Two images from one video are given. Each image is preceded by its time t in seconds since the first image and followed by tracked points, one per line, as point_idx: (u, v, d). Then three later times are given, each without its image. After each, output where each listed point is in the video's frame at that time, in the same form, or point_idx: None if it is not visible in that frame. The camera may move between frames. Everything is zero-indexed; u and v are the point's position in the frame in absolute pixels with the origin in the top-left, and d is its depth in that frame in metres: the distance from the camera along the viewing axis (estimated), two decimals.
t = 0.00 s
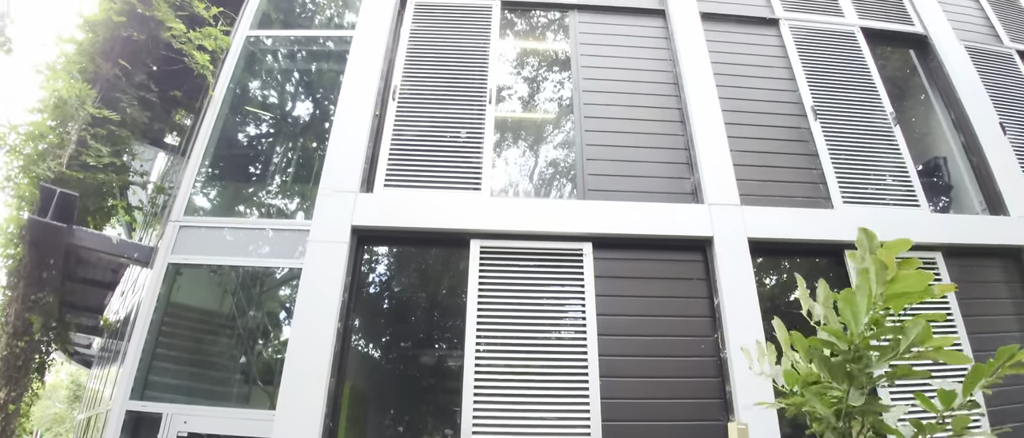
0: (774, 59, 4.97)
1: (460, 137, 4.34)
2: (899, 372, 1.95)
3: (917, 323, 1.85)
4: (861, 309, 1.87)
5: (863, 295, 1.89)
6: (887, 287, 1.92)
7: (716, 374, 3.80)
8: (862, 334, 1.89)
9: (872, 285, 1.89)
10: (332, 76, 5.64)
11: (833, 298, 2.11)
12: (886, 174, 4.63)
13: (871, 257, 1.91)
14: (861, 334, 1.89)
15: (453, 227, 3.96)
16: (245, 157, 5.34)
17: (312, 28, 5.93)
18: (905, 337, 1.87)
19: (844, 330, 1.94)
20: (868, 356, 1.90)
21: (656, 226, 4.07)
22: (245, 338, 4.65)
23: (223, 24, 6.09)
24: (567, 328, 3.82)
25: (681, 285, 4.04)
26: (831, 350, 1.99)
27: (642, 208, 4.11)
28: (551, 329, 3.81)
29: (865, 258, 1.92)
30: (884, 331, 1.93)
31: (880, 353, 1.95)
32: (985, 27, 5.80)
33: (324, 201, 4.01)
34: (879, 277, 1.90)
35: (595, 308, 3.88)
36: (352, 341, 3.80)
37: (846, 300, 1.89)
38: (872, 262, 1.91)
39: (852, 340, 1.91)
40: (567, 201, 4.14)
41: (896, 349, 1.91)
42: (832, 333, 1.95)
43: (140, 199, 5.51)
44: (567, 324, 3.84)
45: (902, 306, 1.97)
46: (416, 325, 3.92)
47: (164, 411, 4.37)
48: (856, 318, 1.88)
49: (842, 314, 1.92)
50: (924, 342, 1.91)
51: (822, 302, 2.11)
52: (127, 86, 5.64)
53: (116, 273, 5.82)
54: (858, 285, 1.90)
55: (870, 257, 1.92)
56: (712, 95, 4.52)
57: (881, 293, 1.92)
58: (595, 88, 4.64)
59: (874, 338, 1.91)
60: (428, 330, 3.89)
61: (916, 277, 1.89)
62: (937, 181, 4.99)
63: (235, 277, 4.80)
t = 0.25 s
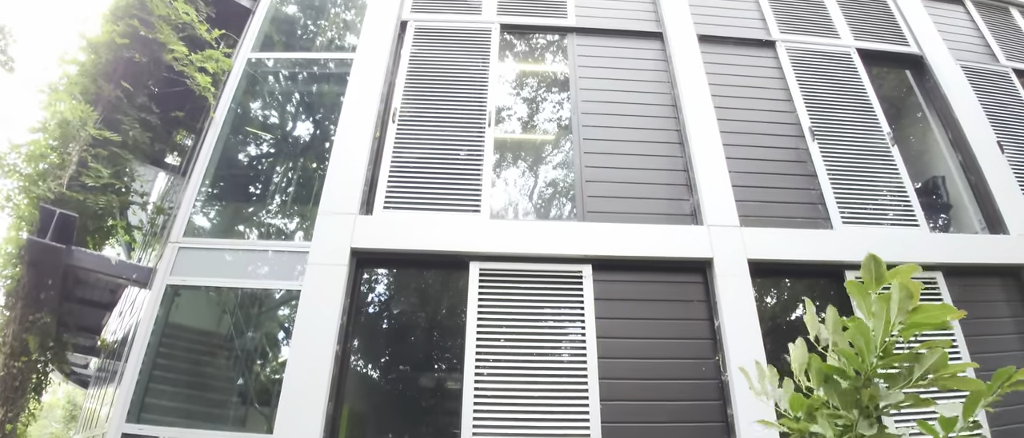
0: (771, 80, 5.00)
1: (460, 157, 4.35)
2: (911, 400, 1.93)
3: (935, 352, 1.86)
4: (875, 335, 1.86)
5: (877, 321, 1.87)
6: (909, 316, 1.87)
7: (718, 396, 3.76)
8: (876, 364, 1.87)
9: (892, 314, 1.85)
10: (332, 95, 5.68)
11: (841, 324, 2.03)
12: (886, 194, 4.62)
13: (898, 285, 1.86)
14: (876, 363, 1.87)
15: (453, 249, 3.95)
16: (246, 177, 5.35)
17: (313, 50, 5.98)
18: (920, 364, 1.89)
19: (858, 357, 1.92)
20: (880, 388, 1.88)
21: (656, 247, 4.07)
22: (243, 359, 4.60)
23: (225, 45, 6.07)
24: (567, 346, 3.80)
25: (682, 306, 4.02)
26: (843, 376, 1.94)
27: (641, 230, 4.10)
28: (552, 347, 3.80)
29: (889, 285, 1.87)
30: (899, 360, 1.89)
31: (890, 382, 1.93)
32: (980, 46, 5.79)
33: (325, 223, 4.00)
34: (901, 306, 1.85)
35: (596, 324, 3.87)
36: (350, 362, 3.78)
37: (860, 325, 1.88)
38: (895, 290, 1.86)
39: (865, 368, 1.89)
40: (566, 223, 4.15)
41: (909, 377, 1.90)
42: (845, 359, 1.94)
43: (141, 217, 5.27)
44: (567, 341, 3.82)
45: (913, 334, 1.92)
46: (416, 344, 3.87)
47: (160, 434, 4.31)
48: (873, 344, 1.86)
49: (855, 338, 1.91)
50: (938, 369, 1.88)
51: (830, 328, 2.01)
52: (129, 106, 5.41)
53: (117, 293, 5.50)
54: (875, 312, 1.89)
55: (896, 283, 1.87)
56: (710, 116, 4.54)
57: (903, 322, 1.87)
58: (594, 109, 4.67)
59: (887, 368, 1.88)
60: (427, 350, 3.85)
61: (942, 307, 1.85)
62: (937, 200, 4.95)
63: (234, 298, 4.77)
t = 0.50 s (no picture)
0: (768, 101, 5.04)
1: (459, 178, 4.36)
2: (912, 428, 1.89)
3: (937, 377, 1.81)
4: (873, 361, 1.85)
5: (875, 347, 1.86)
6: (905, 341, 1.87)
7: (720, 419, 3.70)
8: (875, 389, 1.85)
9: (888, 339, 1.84)
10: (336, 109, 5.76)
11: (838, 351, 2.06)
12: (886, 214, 4.62)
13: (891, 310, 1.86)
14: (875, 388, 1.85)
15: (453, 271, 3.93)
16: (246, 197, 5.37)
17: (315, 71, 6.05)
18: (921, 391, 1.83)
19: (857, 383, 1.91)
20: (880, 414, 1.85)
21: (656, 268, 4.05)
22: (241, 380, 4.56)
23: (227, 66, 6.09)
24: (567, 367, 3.77)
25: (682, 329, 3.98)
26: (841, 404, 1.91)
27: (641, 252, 4.09)
28: (552, 367, 3.76)
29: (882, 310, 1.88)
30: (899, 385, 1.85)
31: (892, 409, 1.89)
32: (977, 65, 5.83)
33: (324, 245, 3.98)
34: (896, 332, 1.85)
35: (596, 346, 3.84)
36: (348, 383, 3.72)
37: (858, 351, 1.88)
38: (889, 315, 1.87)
39: (863, 394, 1.87)
40: (565, 245, 4.14)
41: (909, 403, 1.86)
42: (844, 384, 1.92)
43: (141, 236, 5.21)
44: (567, 362, 3.78)
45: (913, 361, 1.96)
46: (415, 364, 3.84)
47: None
48: (870, 370, 1.85)
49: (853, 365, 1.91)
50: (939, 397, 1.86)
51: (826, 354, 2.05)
52: (131, 126, 5.34)
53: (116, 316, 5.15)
54: (871, 337, 1.88)
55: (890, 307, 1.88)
56: (710, 137, 4.55)
57: (898, 348, 1.86)
58: (593, 130, 4.69)
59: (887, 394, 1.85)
60: (426, 371, 3.80)
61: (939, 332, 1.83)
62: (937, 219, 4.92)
63: (233, 319, 4.73)
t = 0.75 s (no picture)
0: (767, 121, 5.07)
1: (459, 198, 4.37)
2: None
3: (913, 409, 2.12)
4: (853, 394, 2.17)
5: (850, 379, 2.21)
6: (879, 375, 2.20)
7: None
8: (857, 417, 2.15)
9: (862, 372, 2.19)
10: (336, 127, 5.83)
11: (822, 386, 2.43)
12: (886, 234, 4.61)
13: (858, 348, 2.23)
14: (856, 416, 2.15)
15: (452, 292, 3.91)
16: (246, 216, 5.37)
17: (316, 92, 6.12)
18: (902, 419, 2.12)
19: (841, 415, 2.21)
20: None
21: (656, 290, 4.04)
22: (239, 401, 4.51)
23: (229, 87, 6.13)
24: (568, 387, 3.72)
25: (682, 350, 3.94)
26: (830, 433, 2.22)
27: (641, 274, 4.08)
28: (552, 387, 3.72)
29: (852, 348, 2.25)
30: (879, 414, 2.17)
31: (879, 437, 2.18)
32: (975, 84, 5.86)
33: (324, 266, 3.96)
34: (867, 367, 2.20)
35: (596, 365, 3.80)
36: (347, 404, 3.67)
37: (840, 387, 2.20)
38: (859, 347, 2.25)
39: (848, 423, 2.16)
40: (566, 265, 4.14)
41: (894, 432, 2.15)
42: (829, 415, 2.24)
43: (140, 255, 5.12)
44: (567, 382, 3.74)
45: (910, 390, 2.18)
46: (416, 383, 3.78)
47: None
48: (851, 403, 2.17)
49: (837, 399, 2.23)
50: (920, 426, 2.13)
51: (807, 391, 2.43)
52: (133, 147, 5.31)
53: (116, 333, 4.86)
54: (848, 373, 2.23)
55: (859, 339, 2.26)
56: (709, 158, 4.57)
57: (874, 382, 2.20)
58: (593, 150, 4.71)
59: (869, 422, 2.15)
60: (426, 391, 3.75)
61: (907, 366, 2.13)
62: (937, 238, 4.88)
63: (232, 340, 4.70)
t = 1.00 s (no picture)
0: (765, 140, 5.09)
1: (459, 216, 4.38)
2: None
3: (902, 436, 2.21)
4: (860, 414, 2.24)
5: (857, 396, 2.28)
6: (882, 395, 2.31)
7: None
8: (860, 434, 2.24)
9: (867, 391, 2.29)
10: (336, 145, 5.88)
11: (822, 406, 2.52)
12: (887, 253, 4.60)
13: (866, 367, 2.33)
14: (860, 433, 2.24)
15: (451, 312, 3.88)
16: (245, 234, 5.38)
17: (317, 110, 6.15)
18: None
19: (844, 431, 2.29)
20: None
21: (656, 309, 3.99)
22: (235, 421, 4.46)
23: (231, 106, 6.16)
24: (568, 406, 3.67)
25: (683, 370, 3.88)
26: None
27: (641, 293, 4.03)
28: (552, 406, 3.66)
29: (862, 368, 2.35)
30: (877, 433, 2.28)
31: None
32: (973, 102, 5.90)
33: (323, 286, 3.93)
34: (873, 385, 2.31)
35: (596, 385, 3.75)
36: (346, 423, 3.62)
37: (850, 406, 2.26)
38: (852, 372, 2.54)
39: None
40: (566, 285, 4.12)
41: None
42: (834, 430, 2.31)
43: (140, 273, 5.10)
44: (568, 401, 3.68)
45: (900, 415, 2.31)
46: (413, 403, 3.75)
47: None
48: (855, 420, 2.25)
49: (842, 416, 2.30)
50: None
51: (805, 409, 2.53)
52: (134, 167, 5.27)
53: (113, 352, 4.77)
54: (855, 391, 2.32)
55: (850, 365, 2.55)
56: (708, 177, 4.58)
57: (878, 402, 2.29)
58: (592, 170, 4.73)
59: None
60: (426, 410, 3.72)
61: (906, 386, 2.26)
62: (938, 256, 4.87)
63: (230, 359, 4.66)
